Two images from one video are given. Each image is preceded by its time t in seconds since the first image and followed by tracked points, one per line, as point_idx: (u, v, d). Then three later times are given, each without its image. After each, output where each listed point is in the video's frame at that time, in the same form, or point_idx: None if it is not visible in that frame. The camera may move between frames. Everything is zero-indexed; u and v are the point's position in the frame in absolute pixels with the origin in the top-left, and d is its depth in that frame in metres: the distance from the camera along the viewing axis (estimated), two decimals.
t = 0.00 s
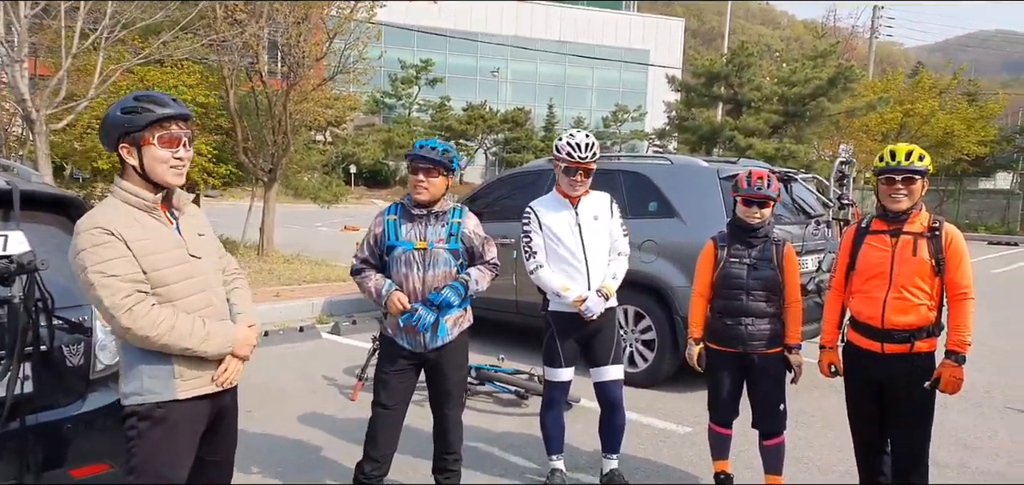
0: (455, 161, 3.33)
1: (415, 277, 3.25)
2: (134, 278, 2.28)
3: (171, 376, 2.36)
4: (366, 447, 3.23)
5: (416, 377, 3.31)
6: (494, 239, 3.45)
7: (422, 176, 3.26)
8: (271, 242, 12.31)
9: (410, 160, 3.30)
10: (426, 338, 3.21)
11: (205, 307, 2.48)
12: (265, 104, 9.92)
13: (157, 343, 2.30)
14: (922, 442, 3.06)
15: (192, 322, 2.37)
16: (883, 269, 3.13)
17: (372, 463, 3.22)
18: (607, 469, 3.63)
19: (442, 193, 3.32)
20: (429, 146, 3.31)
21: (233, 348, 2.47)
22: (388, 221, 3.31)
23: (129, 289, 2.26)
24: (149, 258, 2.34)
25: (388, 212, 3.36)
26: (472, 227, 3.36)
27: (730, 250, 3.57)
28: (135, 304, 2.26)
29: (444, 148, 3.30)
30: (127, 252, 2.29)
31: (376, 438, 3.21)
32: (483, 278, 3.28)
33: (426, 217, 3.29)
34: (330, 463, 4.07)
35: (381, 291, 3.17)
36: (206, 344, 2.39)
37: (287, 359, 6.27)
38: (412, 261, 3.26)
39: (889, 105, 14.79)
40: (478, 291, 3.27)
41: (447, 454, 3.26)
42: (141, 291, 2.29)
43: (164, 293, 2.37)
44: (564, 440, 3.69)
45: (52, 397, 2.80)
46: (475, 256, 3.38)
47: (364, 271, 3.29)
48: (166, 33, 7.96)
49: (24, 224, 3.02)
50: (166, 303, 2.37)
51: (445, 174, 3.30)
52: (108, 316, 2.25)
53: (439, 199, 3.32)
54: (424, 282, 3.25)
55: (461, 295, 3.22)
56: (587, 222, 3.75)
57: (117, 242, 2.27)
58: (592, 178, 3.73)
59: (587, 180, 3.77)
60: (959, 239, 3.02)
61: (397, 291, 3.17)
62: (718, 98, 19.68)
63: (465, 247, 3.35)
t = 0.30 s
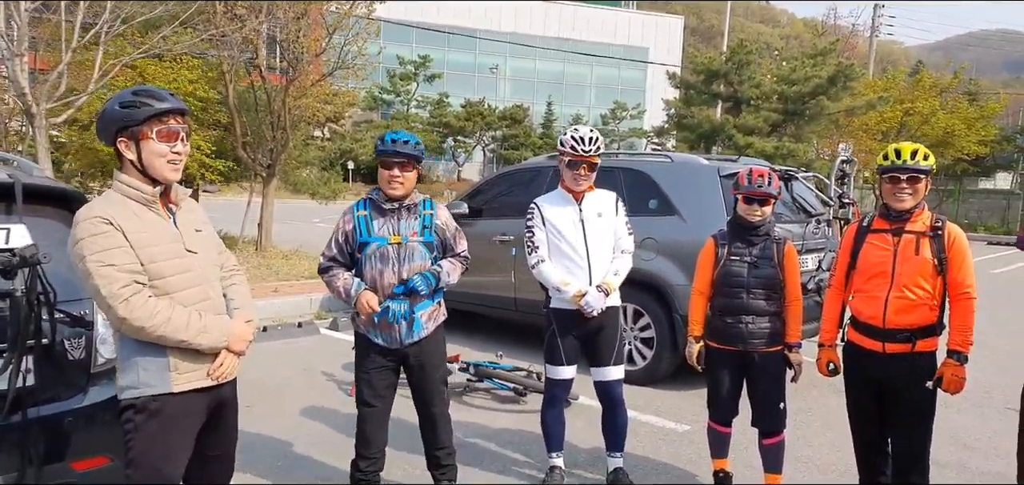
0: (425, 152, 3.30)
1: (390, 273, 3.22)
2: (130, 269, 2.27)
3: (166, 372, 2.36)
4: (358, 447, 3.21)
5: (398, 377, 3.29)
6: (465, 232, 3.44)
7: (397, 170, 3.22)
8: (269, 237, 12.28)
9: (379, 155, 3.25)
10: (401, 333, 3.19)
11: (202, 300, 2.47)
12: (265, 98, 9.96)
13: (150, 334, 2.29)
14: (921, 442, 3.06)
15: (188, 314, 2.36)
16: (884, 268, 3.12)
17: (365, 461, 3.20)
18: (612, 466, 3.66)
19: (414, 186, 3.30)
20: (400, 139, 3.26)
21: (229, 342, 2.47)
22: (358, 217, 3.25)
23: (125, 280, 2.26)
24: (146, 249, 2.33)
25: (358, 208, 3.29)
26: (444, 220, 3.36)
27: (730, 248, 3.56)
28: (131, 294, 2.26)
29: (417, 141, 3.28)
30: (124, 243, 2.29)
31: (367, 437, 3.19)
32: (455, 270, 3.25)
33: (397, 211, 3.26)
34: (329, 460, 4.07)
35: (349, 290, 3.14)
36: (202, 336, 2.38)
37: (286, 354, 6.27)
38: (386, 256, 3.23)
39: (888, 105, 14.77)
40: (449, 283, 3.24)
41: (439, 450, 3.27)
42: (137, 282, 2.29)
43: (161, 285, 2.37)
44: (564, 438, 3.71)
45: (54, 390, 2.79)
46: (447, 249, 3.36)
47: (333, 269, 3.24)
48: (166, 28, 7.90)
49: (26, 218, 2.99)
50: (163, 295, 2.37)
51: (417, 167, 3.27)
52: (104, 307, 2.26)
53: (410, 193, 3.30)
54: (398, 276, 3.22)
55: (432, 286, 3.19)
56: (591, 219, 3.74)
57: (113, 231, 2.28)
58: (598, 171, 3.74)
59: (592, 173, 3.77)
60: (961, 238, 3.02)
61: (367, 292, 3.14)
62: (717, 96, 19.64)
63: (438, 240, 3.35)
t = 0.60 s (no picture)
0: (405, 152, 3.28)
1: (387, 276, 3.21)
2: (128, 263, 2.30)
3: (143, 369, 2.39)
4: (359, 448, 3.21)
5: (395, 376, 3.29)
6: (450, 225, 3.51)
7: (382, 173, 3.21)
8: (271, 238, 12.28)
9: (358, 160, 3.20)
10: (402, 335, 3.18)
11: (194, 303, 2.49)
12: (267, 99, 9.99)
13: (134, 331, 2.30)
14: (926, 442, 3.06)
15: (174, 318, 2.36)
16: (888, 267, 3.12)
17: (367, 463, 3.20)
18: (617, 467, 3.67)
19: (395, 188, 3.31)
20: (378, 140, 3.24)
21: (209, 352, 2.45)
22: (347, 225, 3.22)
23: (122, 274, 2.28)
24: (148, 245, 2.36)
25: (342, 215, 3.25)
26: (431, 214, 3.43)
27: (734, 247, 3.56)
28: (121, 290, 2.27)
29: (395, 141, 3.26)
30: (128, 237, 2.32)
31: (369, 438, 3.19)
32: (445, 266, 3.30)
33: (386, 214, 3.27)
34: (333, 460, 4.07)
35: (352, 296, 3.07)
36: (183, 344, 2.37)
37: (289, 354, 6.27)
38: (382, 260, 3.21)
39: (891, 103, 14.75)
40: (441, 278, 3.28)
41: (433, 449, 3.28)
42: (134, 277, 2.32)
43: (158, 282, 2.39)
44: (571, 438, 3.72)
45: (60, 391, 2.79)
46: (435, 243, 3.43)
47: (324, 278, 3.14)
48: (169, 30, 7.89)
49: (33, 221, 2.96)
50: (156, 293, 2.39)
51: (398, 168, 3.27)
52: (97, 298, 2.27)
53: (392, 195, 3.31)
54: (396, 279, 3.22)
55: (427, 283, 3.21)
56: (610, 219, 3.74)
57: (121, 224, 2.31)
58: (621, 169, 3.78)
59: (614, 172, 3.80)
60: (966, 235, 3.02)
61: (370, 292, 3.10)
62: (719, 94, 19.62)
63: (427, 236, 3.40)
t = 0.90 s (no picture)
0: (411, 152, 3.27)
1: (392, 276, 3.19)
2: (108, 253, 2.37)
3: (108, 361, 2.44)
4: (362, 448, 3.20)
5: (398, 378, 3.28)
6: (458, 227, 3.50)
7: (392, 173, 3.21)
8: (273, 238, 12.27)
9: (366, 158, 3.20)
10: (405, 335, 3.17)
11: (168, 304, 2.52)
12: (268, 98, 10.03)
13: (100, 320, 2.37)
14: (928, 441, 3.05)
15: (140, 313, 2.40)
16: (889, 266, 3.12)
17: (370, 463, 3.19)
18: (620, 467, 3.67)
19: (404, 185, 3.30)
20: (384, 140, 3.23)
21: (168, 355, 2.44)
22: (352, 223, 3.22)
23: (99, 263, 2.35)
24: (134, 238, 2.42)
25: (348, 213, 3.24)
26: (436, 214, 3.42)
27: (737, 248, 3.56)
28: (95, 277, 2.35)
29: (400, 141, 3.25)
30: (117, 227, 2.40)
31: (373, 438, 3.19)
32: (448, 266, 3.30)
33: (393, 212, 3.27)
34: (335, 460, 4.08)
35: (370, 289, 3.08)
36: (142, 342, 2.38)
37: (290, 354, 6.27)
38: (387, 259, 3.20)
39: (891, 103, 14.76)
40: (444, 279, 3.27)
41: (431, 451, 3.28)
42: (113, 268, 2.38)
43: (138, 277, 2.45)
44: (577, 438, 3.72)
45: (62, 392, 2.79)
46: (441, 244, 3.42)
47: (335, 274, 3.12)
48: (172, 30, 7.89)
49: (37, 220, 2.99)
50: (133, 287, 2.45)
51: (404, 167, 3.25)
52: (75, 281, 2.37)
53: (399, 194, 3.29)
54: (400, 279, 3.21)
55: (428, 285, 3.17)
56: (629, 221, 3.73)
57: (110, 212, 2.40)
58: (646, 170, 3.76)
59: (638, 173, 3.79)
60: (967, 235, 3.01)
61: (389, 281, 3.13)
62: (720, 95, 19.63)
63: (433, 236, 3.41)
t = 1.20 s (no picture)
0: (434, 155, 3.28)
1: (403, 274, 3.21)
2: (72, 260, 2.27)
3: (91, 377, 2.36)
4: (367, 450, 3.21)
5: (405, 380, 3.27)
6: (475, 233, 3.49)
7: (409, 173, 3.22)
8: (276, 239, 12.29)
9: (386, 155, 3.23)
10: (413, 334, 3.18)
11: (145, 308, 2.42)
12: (270, 99, 9.98)
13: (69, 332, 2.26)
14: (932, 443, 3.04)
15: (110, 319, 2.28)
16: (892, 267, 3.12)
17: (374, 465, 3.20)
18: (624, 468, 3.67)
19: (422, 187, 3.30)
20: (408, 140, 3.24)
21: (144, 359, 2.32)
22: (369, 216, 3.24)
23: (64, 272, 2.25)
24: (101, 244, 2.33)
25: (368, 207, 3.27)
26: (452, 219, 3.40)
27: (739, 249, 3.56)
28: (58, 287, 2.24)
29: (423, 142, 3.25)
30: (80, 234, 2.30)
31: (377, 440, 3.19)
32: (466, 269, 3.29)
33: (410, 211, 3.27)
34: (338, 460, 4.09)
35: (380, 281, 3.04)
36: (113, 347, 2.27)
37: (293, 355, 6.27)
38: (398, 257, 3.21)
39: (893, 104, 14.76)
40: (461, 283, 3.26)
41: (435, 454, 3.27)
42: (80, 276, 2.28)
43: (109, 283, 2.36)
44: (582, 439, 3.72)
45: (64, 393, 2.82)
46: (457, 248, 3.40)
47: (348, 264, 3.13)
48: (175, 31, 7.89)
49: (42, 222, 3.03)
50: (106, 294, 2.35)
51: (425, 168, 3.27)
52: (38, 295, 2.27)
53: (420, 194, 3.30)
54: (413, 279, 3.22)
55: (445, 286, 3.19)
56: (642, 223, 3.74)
57: (74, 219, 2.30)
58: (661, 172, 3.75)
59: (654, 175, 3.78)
60: (970, 236, 3.01)
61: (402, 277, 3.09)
62: (721, 96, 19.66)
63: (449, 239, 3.38)
